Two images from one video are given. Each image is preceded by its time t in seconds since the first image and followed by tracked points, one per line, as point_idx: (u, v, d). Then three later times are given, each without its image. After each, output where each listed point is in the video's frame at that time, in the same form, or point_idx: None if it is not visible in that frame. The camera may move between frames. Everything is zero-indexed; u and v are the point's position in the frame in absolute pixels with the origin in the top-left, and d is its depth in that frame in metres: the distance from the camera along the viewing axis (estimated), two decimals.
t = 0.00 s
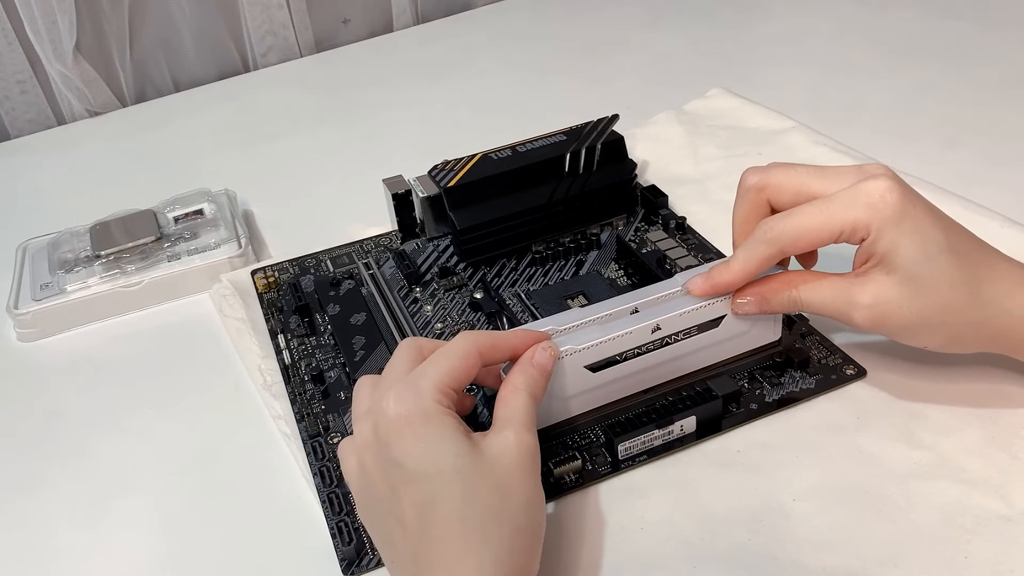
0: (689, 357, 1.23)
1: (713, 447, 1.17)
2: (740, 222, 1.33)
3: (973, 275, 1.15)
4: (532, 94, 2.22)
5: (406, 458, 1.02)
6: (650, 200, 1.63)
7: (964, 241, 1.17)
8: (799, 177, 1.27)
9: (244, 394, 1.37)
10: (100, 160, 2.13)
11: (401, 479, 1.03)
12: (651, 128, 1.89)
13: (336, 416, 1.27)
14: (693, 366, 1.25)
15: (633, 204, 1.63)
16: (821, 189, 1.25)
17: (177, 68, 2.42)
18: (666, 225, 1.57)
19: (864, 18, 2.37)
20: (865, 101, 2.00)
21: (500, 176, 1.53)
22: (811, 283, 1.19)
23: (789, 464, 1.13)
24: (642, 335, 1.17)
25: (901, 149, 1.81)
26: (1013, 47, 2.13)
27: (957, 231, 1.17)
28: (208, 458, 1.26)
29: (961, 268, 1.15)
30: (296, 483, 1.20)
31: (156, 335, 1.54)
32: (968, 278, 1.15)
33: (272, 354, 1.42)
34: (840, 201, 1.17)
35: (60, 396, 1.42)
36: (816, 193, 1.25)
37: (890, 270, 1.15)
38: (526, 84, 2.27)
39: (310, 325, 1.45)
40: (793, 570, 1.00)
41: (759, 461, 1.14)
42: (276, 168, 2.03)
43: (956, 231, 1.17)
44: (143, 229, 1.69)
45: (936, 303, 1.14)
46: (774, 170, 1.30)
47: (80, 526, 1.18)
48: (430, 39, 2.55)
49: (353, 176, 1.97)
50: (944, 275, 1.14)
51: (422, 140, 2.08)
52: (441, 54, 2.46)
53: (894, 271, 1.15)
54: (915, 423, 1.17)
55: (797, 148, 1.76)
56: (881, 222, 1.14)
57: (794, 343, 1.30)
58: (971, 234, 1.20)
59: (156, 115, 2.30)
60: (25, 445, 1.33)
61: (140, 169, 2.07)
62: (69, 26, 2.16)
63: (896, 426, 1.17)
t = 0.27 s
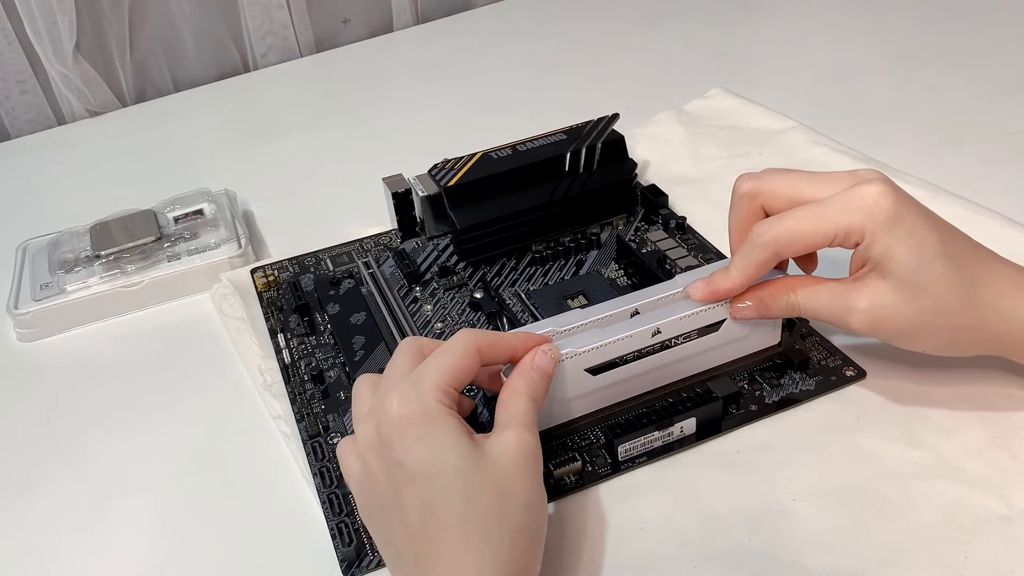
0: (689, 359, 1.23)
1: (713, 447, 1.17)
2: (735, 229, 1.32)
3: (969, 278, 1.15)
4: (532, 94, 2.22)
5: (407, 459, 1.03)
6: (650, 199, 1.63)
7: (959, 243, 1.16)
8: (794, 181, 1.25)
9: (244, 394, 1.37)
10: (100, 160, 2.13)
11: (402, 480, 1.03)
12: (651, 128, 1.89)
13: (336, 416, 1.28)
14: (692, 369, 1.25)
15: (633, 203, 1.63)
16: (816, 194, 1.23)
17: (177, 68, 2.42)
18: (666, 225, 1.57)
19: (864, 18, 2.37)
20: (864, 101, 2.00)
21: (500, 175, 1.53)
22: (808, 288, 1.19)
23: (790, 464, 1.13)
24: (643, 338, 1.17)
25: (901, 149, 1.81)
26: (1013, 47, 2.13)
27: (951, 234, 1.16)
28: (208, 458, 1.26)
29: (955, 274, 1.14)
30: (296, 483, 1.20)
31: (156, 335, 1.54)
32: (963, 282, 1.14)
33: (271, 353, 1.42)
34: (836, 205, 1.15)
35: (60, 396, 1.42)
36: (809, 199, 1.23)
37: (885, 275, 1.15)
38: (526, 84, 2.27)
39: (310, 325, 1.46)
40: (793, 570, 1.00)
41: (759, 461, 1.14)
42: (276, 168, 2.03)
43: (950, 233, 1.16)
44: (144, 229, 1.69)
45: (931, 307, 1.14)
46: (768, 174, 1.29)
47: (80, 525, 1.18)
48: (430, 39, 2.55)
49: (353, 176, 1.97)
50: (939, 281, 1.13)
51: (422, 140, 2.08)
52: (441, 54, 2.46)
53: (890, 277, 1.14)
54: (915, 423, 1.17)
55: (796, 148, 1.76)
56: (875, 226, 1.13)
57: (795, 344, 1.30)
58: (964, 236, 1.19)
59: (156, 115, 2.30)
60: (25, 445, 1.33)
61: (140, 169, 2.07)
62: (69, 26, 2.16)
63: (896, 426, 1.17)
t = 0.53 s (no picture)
0: (688, 362, 1.23)
1: (713, 448, 1.17)
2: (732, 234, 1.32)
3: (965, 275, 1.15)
4: (532, 94, 2.22)
5: (405, 457, 1.02)
6: (650, 198, 1.63)
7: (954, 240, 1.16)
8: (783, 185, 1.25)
9: (244, 394, 1.37)
10: (100, 160, 2.13)
11: (400, 478, 1.02)
12: (651, 128, 1.89)
13: (336, 416, 1.28)
14: (691, 371, 1.25)
15: (633, 202, 1.63)
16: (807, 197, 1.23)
17: (177, 68, 2.43)
18: (665, 225, 1.57)
19: (864, 18, 2.37)
20: (865, 101, 2.00)
21: (500, 174, 1.53)
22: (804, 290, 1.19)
23: (789, 464, 1.13)
24: (643, 340, 1.17)
25: (901, 148, 1.81)
26: (1013, 47, 2.13)
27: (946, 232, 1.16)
28: (207, 458, 1.26)
29: (954, 269, 1.14)
30: (295, 483, 1.20)
31: (156, 335, 1.54)
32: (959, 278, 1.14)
33: (271, 352, 1.42)
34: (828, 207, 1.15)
35: (60, 396, 1.42)
36: (801, 201, 1.23)
37: (880, 275, 1.15)
38: (526, 84, 2.27)
39: (310, 323, 1.46)
40: (793, 570, 1.00)
41: (759, 461, 1.14)
42: (276, 168, 2.03)
43: (944, 231, 1.16)
44: (144, 229, 1.69)
45: (929, 307, 1.14)
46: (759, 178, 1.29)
47: (80, 524, 1.18)
48: (430, 39, 2.55)
49: (353, 176, 1.97)
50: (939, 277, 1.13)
51: (422, 140, 2.08)
52: (441, 54, 2.46)
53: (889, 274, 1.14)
54: (915, 423, 1.17)
55: (796, 148, 1.75)
56: (869, 227, 1.13)
57: (794, 346, 1.30)
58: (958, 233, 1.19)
59: (156, 115, 2.30)
60: (25, 445, 1.33)
61: (140, 169, 2.07)
62: (70, 26, 2.16)
63: (896, 426, 1.17)
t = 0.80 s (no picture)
0: (688, 361, 1.23)
1: (713, 448, 1.17)
2: (717, 220, 1.33)
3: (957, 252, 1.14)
4: (532, 94, 2.22)
5: (404, 460, 1.02)
6: (650, 199, 1.63)
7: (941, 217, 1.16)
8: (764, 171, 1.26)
9: (244, 394, 1.37)
10: (100, 160, 2.13)
11: (399, 481, 1.02)
12: (651, 128, 1.89)
13: (336, 416, 1.28)
14: (691, 369, 1.25)
15: (633, 203, 1.63)
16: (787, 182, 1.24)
17: (177, 68, 2.43)
18: (666, 225, 1.57)
19: (863, 18, 2.37)
20: (865, 101, 2.00)
21: (500, 175, 1.53)
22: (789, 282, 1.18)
23: (789, 464, 1.13)
24: (643, 337, 1.17)
25: (901, 149, 1.81)
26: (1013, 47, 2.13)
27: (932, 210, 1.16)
28: (207, 458, 1.26)
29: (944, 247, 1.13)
30: (295, 483, 1.20)
31: (156, 335, 1.54)
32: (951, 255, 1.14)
33: (271, 353, 1.42)
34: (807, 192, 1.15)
35: (60, 396, 1.42)
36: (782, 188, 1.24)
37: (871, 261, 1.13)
38: (526, 84, 2.27)
39: (310, 325, 1.46)
40: (793, 570, 1.00)
41: (759, 461, 1.14)
42: (275, 168, 2.03)
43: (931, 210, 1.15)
44: (144, 229, 1.69)
45: (924, 288, 1.11)
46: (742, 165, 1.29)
47: (80, 524, 1.19)
48: (430, 39, 2.55)
49: (352, 176, 1.97)
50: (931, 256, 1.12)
51: (423, 140, 2.08)
52: (441, 54, 2.46)
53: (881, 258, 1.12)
54: (915, 423, 1.17)
55: (796, 148, 1.76)
56: (850, 211, 1.13)
57: (794, 344, 1.30)
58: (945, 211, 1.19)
59: (155, 115, 2.30)
60: (25, 445, 1.33)
61: (140, 169, 2.07)
62: (69, 26, 2.16)
63: (896, 426, 1.17)
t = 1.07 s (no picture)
0: (690, 358, 1.22)
1: (713, 447, 1.17)
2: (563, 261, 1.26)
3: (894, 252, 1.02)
4: (532, 94, 2.22)
5: (333, 522, 1.01)
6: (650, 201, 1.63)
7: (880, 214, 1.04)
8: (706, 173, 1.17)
9: (244, 394, 1.37)
10: (100, 160, 2.13)
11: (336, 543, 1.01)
12: (651, 128, 1.89)
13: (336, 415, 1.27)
14: (696, 367, 1.24)
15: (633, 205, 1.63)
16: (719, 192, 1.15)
17: (177, 68, 2.43)
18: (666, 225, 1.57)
19: (864, 18, 2.37)
20: (865, 101, 2.00)
21: (499, 176, 1.53)
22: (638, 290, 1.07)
23: (789, 463, 1.13)
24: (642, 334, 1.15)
25: (901, 149, 1.81)
26: (1014, 48, 2.13)
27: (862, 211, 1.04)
28: (207, 458, 1.26)
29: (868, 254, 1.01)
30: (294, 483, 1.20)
31: (156, 335, 1.54)
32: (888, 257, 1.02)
33: (271, 354, 1.42)
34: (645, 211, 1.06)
35: (60, 396, 1.42)
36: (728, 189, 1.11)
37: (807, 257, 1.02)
38: (526, 84, 2.27)
39: (310, 326, 1.45)
40: (793, 570, 1.00)
41: (759, 461, 1.13)
42: (275, 168, 2.03)
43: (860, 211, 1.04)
44: (144, 229, 1.69)
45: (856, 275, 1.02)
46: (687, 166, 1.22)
47: (80, 524, 1.18)
48: (430, 39, 2.55)
49: (352, 176, 1.97)
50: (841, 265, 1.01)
51: (423, 140, 2.08)
52: (441, 54, 2.46)
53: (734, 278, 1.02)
54: (915, 423, 1.17)
55: (796, 148, 1.75)
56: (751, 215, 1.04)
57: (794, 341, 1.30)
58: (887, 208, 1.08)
59: (155, 115, 2.30)
60: (24, 445, 1.33)
61: (140, 169, 2.07)
62: (69, 26, 2.16)
63: (896, 425, 1.17)
